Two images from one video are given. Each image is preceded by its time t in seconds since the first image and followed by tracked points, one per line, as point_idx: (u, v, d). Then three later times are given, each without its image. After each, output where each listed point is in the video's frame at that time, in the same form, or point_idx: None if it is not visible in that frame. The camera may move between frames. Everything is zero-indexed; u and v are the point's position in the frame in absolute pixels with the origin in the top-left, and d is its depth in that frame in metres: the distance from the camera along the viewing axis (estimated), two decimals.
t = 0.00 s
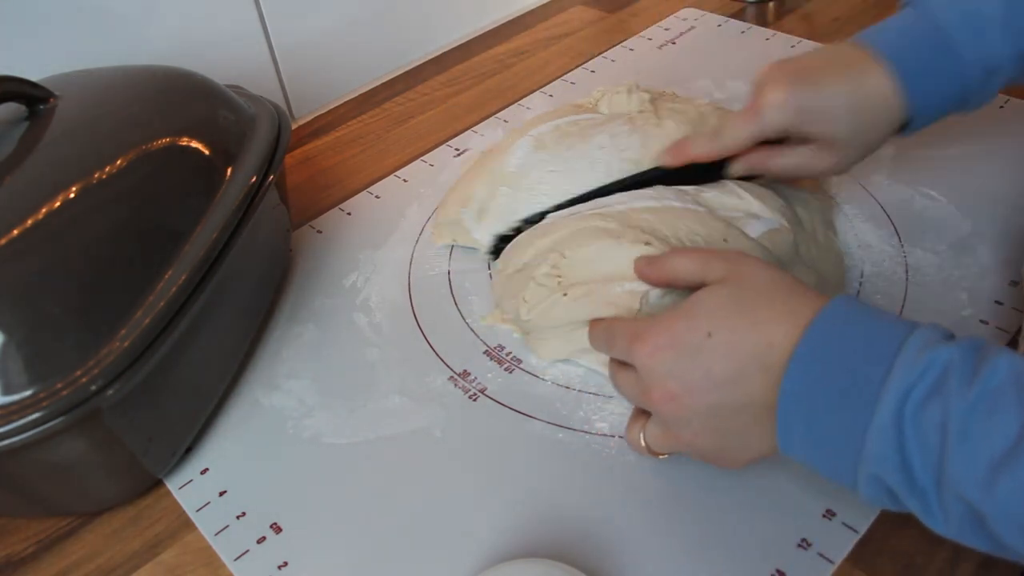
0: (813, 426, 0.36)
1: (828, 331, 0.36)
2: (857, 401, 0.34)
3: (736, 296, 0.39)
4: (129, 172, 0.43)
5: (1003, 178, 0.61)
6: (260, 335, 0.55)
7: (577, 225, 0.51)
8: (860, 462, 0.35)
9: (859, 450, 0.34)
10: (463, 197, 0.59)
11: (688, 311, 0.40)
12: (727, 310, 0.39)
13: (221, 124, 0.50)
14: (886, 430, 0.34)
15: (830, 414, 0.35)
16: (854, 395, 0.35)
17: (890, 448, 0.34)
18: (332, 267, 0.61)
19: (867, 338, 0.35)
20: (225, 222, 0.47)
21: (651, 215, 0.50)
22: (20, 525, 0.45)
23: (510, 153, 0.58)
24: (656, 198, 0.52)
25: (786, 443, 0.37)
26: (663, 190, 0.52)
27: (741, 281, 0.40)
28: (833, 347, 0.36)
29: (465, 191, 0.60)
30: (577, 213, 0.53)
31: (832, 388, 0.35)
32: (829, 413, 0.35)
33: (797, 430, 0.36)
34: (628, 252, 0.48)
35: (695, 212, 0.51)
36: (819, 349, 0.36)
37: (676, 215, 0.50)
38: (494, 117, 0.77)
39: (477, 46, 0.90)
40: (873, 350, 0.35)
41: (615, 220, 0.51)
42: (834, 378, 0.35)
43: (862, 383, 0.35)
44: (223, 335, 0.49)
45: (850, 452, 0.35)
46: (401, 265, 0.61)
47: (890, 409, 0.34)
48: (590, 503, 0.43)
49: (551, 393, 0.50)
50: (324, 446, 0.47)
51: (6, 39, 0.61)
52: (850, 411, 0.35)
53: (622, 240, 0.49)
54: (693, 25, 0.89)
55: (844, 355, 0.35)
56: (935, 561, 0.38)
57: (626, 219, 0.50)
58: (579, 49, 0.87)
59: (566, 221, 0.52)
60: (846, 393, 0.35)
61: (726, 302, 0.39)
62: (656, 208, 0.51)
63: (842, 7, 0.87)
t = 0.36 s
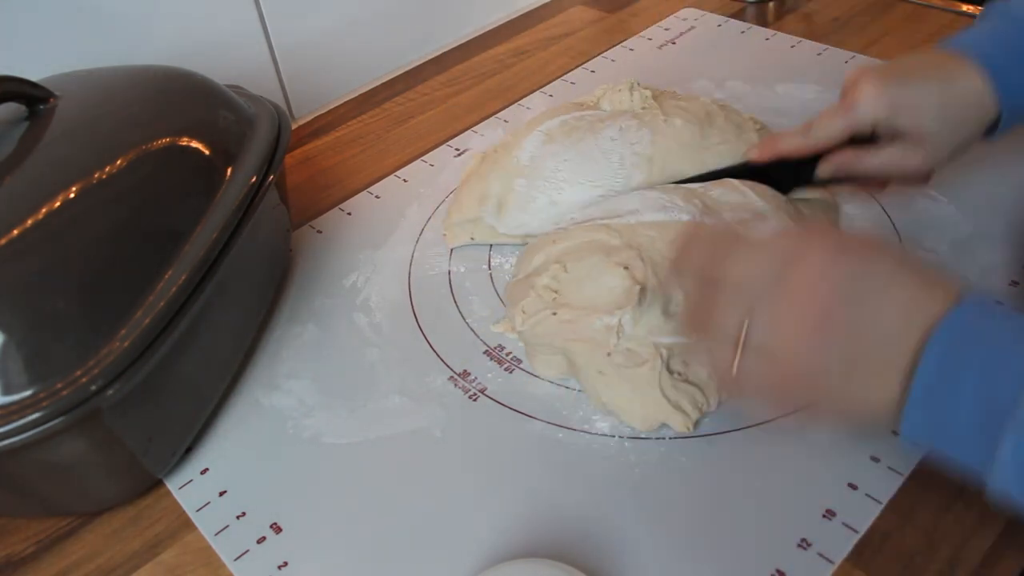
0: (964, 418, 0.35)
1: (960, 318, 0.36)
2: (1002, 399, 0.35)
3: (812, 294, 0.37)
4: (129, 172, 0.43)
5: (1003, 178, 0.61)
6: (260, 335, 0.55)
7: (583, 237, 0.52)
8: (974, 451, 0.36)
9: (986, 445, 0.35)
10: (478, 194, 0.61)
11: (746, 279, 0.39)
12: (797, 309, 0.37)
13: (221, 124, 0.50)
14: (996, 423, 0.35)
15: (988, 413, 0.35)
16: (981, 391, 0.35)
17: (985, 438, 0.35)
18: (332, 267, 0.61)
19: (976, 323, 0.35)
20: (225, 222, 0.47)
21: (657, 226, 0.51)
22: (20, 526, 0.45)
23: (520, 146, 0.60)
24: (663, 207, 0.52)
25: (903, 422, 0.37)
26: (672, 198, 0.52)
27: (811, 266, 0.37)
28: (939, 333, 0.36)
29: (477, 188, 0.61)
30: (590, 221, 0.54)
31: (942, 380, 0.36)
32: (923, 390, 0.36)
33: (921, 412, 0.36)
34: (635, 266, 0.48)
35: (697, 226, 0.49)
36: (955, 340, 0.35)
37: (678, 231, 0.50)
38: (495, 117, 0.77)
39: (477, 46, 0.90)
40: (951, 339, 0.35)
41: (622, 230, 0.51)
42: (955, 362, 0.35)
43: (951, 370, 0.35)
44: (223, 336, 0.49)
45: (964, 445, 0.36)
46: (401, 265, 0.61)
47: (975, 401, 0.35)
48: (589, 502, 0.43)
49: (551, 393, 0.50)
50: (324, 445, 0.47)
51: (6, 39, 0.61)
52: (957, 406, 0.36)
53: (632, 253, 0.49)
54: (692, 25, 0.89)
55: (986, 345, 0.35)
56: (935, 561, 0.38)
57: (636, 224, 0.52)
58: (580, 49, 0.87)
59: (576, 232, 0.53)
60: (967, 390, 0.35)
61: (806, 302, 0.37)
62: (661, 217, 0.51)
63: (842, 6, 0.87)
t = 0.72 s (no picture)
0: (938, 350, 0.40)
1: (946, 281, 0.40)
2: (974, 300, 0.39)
3: (828, 223, 0.47)
4: (129, 172, 0.43)
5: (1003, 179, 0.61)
6: (259, 335, 0.55)
7: (569, 245, 0.53)
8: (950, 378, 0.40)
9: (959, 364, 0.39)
10: (468, 189, 0.62)
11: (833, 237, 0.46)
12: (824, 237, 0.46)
13: (221, 124, 0.50)
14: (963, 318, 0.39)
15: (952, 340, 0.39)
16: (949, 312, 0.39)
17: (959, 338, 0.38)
18: (332, 267, 0.61)
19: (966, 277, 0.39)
20: (225, 222, 0.47)
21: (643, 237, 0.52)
22: (20, 526, 0.45)
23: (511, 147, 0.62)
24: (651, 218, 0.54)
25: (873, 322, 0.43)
26: (660, 211, 0.54)
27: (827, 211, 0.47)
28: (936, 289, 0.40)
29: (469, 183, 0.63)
30: (576, 229, 0.56)
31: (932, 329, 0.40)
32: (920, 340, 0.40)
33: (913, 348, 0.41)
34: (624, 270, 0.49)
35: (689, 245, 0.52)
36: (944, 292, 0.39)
37: (668, 242, 0.52)
38: (495, 117, 0.77)
39: (477, 46, 0.90)
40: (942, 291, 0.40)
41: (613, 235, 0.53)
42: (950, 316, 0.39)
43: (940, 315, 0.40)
44: (223, 336, 0.49)
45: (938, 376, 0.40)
46: (401, 265, 0.61)
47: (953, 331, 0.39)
48: (589, 502, 0.43)
49: (551, 393, 0.50)
50: (324, 446, 0.47)
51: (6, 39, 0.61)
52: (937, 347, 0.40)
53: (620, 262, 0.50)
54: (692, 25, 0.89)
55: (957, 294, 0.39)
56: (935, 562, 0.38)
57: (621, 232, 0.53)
58: (580, 49, 0.87)
59: (564, 239, 0.54)
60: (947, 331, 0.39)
61: (826, 231, 0.46)
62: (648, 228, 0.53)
63: (842, 6, 0.87)
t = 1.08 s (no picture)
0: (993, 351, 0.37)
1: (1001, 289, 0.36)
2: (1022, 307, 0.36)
3: (914, 236, 0.39)
4: (129, 172, 0.43)
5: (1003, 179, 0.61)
6: (260, 335, 0.55)
7: (578, 247, 0.53)
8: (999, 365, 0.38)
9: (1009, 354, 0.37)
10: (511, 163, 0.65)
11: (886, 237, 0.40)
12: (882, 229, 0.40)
13: (221, 125, 0.50)
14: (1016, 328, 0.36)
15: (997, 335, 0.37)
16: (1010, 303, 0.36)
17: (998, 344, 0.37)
18: (331, 267, 0.61)
19: None
20: (225, 222, 0.47)
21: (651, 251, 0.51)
22: (20, 526, 0.45)
23: (591, 97, 0.66)
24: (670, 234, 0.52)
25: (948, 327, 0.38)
26: (679, 227, 0.53)
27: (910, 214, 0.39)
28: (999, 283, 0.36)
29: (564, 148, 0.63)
30: (592, 230, 0.55)
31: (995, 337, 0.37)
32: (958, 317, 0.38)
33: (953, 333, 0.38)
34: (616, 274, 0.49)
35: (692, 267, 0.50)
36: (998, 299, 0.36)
37: (675, 255, 0.50)
38: (495, 117, 0.77)
39: (477, 46, 0.90)
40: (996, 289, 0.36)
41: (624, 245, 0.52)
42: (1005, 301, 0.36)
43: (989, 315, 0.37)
44: (223, 336, 0.49)
45: (976, 356, 0.38)
46: (401, 265, 0.61)
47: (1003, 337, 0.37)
48: (589, 502, 0.43)
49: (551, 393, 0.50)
50: (324, 446, 0.47)
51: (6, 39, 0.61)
52: (993, 350, 0.37)
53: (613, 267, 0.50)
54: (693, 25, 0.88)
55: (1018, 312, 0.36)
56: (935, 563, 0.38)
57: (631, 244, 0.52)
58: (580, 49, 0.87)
59: (573, 240, 0.53)
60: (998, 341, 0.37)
61: (913, 245, 0.39)
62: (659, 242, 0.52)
63: (843, 6, 0.87)
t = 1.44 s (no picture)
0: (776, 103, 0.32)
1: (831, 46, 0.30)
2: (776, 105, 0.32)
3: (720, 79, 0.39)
4: (129, 172, 0.43)
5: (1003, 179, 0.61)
6: (260, 334, 0.55)
7: (579, 247, 0.53)
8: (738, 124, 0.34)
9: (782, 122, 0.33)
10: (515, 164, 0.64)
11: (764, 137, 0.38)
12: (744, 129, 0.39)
13: (221, 125, 0.50)
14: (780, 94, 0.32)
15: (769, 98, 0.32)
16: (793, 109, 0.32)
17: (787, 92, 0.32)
18: (331, 267, 0.61)
19: (866, 67, 0.29)
20: (224, 222, 0.47)
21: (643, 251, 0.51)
22: (20, 526, 0.45)
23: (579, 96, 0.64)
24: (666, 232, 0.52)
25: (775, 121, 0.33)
26: (678, 227, 0.53)
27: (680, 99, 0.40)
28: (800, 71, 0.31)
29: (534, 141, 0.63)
30: (590, 229, 0.55)
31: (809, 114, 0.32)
32: (621, 102, 0.38)
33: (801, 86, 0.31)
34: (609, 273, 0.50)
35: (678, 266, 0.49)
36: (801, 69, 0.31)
37: (675, 255, 0.50)
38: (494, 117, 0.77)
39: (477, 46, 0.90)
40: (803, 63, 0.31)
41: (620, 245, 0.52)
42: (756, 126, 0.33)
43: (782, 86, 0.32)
44: (223, 336, 0.49)
45: (783, 127, 0.33)
46: (401, 265, 0.61)
47: (753, 75, 0.32)
48: (589, 502, 0.43)
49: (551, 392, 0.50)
50: (324, 446, 0.47)
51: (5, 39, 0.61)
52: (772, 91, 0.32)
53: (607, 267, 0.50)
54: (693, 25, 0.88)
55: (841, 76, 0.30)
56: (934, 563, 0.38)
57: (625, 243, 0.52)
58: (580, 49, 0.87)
59: (573, 240, 0.53)
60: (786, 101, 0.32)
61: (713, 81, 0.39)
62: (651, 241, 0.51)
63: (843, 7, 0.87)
